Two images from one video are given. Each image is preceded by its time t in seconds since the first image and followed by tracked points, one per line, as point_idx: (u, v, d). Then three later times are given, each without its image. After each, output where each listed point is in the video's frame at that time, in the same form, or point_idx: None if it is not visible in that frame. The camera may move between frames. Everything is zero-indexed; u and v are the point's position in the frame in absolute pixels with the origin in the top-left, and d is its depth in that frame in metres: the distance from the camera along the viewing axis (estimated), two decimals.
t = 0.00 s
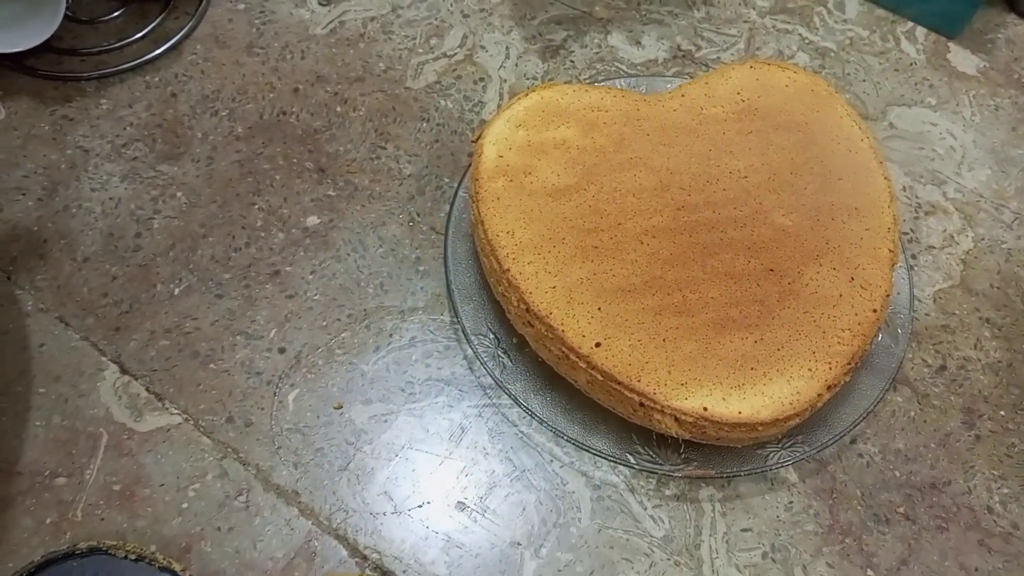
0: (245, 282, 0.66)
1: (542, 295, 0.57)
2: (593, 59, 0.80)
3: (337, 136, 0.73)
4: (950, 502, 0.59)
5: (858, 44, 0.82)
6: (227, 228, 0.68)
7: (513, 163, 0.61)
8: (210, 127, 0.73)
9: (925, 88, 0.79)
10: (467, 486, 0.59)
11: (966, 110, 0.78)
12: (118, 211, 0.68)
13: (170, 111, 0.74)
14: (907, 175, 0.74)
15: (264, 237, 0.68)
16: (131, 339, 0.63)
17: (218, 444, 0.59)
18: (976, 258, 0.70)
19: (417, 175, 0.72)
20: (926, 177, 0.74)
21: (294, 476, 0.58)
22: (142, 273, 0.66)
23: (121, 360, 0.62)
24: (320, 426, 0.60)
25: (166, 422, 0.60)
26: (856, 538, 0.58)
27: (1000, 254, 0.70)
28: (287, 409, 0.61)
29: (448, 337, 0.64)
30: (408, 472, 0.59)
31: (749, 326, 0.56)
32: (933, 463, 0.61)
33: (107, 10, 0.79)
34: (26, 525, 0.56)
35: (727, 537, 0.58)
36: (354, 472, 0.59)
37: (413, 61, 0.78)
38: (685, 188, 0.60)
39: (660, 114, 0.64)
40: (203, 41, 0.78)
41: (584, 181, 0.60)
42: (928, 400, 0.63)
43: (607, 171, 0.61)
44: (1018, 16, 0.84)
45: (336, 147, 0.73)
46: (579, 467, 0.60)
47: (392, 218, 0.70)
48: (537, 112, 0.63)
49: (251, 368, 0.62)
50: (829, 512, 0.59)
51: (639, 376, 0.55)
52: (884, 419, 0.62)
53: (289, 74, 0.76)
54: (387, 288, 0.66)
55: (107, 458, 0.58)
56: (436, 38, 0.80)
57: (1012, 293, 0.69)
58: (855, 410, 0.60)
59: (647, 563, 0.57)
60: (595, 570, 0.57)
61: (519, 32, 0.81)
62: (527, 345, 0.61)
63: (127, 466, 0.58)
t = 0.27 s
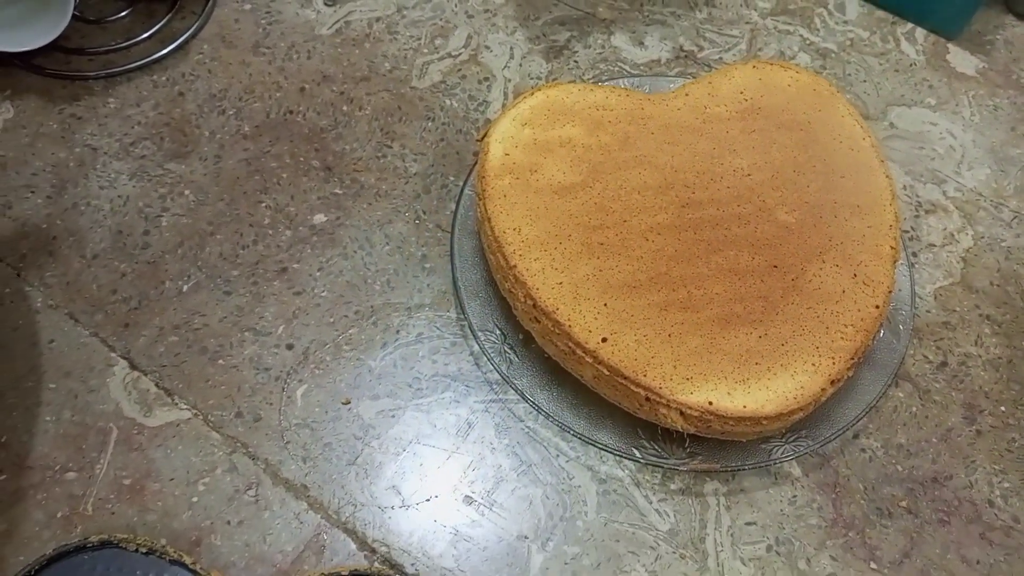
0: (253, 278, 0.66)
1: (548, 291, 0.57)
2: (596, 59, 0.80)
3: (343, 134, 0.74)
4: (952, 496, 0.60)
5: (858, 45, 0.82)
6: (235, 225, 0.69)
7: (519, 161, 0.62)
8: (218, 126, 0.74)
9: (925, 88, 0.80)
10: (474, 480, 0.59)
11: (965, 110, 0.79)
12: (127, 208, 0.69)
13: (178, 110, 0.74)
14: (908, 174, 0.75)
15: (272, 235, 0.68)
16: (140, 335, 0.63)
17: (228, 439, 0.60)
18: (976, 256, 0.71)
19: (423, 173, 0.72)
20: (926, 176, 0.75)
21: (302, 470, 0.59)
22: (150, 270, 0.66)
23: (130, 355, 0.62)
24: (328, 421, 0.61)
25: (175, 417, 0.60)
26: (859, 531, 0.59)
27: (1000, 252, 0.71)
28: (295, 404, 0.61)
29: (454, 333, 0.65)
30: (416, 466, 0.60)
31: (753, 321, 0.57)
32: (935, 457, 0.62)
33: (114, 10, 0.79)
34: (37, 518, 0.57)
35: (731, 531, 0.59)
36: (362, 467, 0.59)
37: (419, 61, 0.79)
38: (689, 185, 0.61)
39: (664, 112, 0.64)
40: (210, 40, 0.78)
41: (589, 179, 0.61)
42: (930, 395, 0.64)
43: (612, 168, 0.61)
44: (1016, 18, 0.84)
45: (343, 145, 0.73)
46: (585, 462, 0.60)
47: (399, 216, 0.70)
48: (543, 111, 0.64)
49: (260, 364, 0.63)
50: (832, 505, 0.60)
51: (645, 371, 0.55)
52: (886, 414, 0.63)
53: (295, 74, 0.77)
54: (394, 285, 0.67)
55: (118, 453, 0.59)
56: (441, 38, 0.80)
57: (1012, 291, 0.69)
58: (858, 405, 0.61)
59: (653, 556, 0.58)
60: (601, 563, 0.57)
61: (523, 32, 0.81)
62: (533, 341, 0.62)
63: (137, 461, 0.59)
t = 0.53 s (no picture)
0: (261, 275, 0.67)
1: (557, 287, 0.58)
2: (601, 56, 0.81)
3: (350, 132, 0.74)
4: (958, 489, 0.61)
5: (862, 42, 0.83)
6: (243, 223, 0.69)
7: (527, 157, 0.62)
8: (225, 123, 0.74)
9: (929, 85, 0.80)
10: (483, 475, 0.60)
11: (968, 107, 0.79)
12: (136, 206, 0.69)
13: (185, 108, 0.75)
14: (912, 170, 0.75)
15: (280, 232, 0.69)
16: (150, 331, 0.63)
17: (238, 435, 0.60)
18: (980, 251, 0.71)
19: (430, 171, 0.73)
20: (930, 172, 0.75)
21: (313, 465, 0.59)
22: (160, 267, 0.66)
23: (140, 352, 0.63)
24: (337, 417, 0.61)
25: (185, 413, 0.60)
26: (866, 525, 0.59)
27: (1004, 248, 0.72)
28: (305, 400, 0.62)
29: (462, 329, 0.65)
30: (425, 461, 0.60)
31: (761, 316, 0.57)
32: (941, 451, 0.62)
33: (121, 9, 0.80)
34: (49, 514, 0.57)
35: (740, 524, 0.59)
36: (372, 462, 0.60)
37: (424, 59, 0.79)
38: (696, 181, 0.61)
39: (671, 109, 0.65)
40: (217, 39, 0.79)
41: (597, 175, 0.61)
42: (936, 389, 0.64)
43: (620, 165, 0.62)
44: (1019, 15, 0.85)
45: (350, 143, 0.74)
46: (594, 456, 0.61)
47: (406, 213, 0.70)
48: (550, 107, 0.64)
49: (269, 360, 0.63)
50: (839, 499, 0.60)
51: (653, 366, 0.56)
52: (892, 408, 0.63)
53: (302, 72, 0.77)
54: (402, 282, 0.67)
55: (128, 449, 0.59)
56: (447, 36, 0.81)
57: (1016, 286, 0.70)
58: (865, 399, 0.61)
59: (662, 549, 0.58)
60: (610, 557, 0.58)
61: (528, 30, 0.81)
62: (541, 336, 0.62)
63: (148, 457, 0.59)
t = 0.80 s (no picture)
0: (269, 274, 0.67)
1: (563, 284, 0.58)
2: (605, 56, 0.81)
3: (355, 132, 0.75)
4: (962, 484, 0.61)
5: (863, 41, 0.83)
6: (250, 222, 0.69)
7: (532, 156, 0.62)
8: (231, 124, 0.74)
9: (930, 84, 0.81)
10: (491, 471, 0.60)
11: (969, 105, 0.80)
12: (143, 206, 0.70)
13: (191, 109, 0.75)
14: (914, 168, 0.76)
15: (287, 231, 0.69)
16: (158, 330, 0.64)
17: (247, 432, 0.60)
18: (982, 249, 0.72)
19: (435, 170, 0.73)
20: (932, 170, 0.76)
21: (321, 463, 0.60)
22: (167, 266, 0.67)
23: (149, 350, 0.63)
24: (345, 414, 0.62)
25: (194, 411, 0.61)
26: (871, 519, 0.60)
27: (1005, 245, 0.72)
28: (313, 398, 0.62)
29: (469, 327, 0.66)
30: (433, 458, 0.60)
31: (765, 312, 0.57)
32: (944, 446, 0.62)
33: (126, 10, 0.80)
34: (60, 511, 0.57)
35: (745, 519, 0.59)
36: (379, 459, 0.60)
37: (429, 59, 0.80)
38: (701, 179, 0.62)
39: (675, 108, 0.65)
40: (222, 40, 0.79)
41: (602, 173, 0.62)
42: (939, 385, 0.65)
43: (624, 163, 0.62)
44: (1018, 14, 0.86)
45: (355, 143, 0.74)
46: (600, 453, 0.61)
47: (412, 212, 0.71)
48: (555, 107, 0.64)
49: (277, 358, 0.63)
50: (844, 494, 0.60)
51: (659, 362, 0.56)
52: (895, 404, 0.64)
53: (307, 73, 0.78)
54: (408, 280, 0.68)
55: (138, 447, 0.60)
56: (451, 37, 0.81)
57: (1018, 282, 0.70)
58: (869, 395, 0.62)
59: (668, 544, 0.58)
60: (617, 552, 0.58)
61: (531, 30, 0.82)
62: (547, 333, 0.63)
63: (158, 454, 0.59)
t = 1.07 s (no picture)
0: (277, 274, 0.68)
1: (571, 283, 0.59)
2: (608, 59, 0.82)
3: (362, 133, 0.75)
4: (964, 482, 0.62)
5: (864, 45, 0.84)
6: (258, 222, 0.70)
7: (539, 157, 0.63)
8: (239, 125, 0.75)
9: (930, 87, 0.82)
10: (498, 469, 0.61)
11: (969, 108, 0.81)
12: (151, 206, 0.70)
13: (199, 109, 0.75)
14: (915, 170, 0.77)
15: (294, 231, 0.70)
16: (168, 329, 0.64)
17: (256, 430, 0.61)
18: (982, 250, 0.72)
19: (441, 171, 0.74)
20: (932, 173, 0.77)
21: (330, 460, 0.60)
22: (176, 266, 0.67)
23: (158, 349, 0.63)
24: (353, 412, 0.62)
25: (204, 410, 0.61)
26: (874, 517, 0.60)
27: (1005, 246, 0.73)
28: (321, 396, 0.63)
29: (475, 326, 0.66)
30: (441, 456, 0.61)
31: (770, 312, 0.58)
32: (946, 445, 0.63)
33: (133, 12, 0.80)
34: (70, 508, 0.58)
35: (750, 517, 0.60)
36: (387, 457, 0.61)
37: (434, 61, 0.80)
38: (705, 180, 0.62)
39: (679, 110, 0.66)
40: (229, 41, 0.79)
41: (608, 174, 0.62)
42: (940, 385, 0.65)
43: (630, 164, 0.63)
44: (1017, 18, 0.86)
45: (362, 144, 0.75)
46: (606, 451, 0.62)
47: (418, 212, 0.71)
48: (561, 108, 0.65)
49: (286, 357, 0.64)
50: (847, 492, 0.61)
51: (666, 361, 0.57)
52: (898, 403, 0.65)
53: (314, 74, 0.78)
54: (415, 280, 0.68)
55: (148, 444, 0.60)
56: (456, 39, 0.82)
57: (1018, 284, 0.71)
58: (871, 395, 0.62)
59: (674, 541, 0.59)
60: (624, 549, 0.59)
61: (536, 33, 0.83)
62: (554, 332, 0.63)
63: (167, 452, 0.60)
